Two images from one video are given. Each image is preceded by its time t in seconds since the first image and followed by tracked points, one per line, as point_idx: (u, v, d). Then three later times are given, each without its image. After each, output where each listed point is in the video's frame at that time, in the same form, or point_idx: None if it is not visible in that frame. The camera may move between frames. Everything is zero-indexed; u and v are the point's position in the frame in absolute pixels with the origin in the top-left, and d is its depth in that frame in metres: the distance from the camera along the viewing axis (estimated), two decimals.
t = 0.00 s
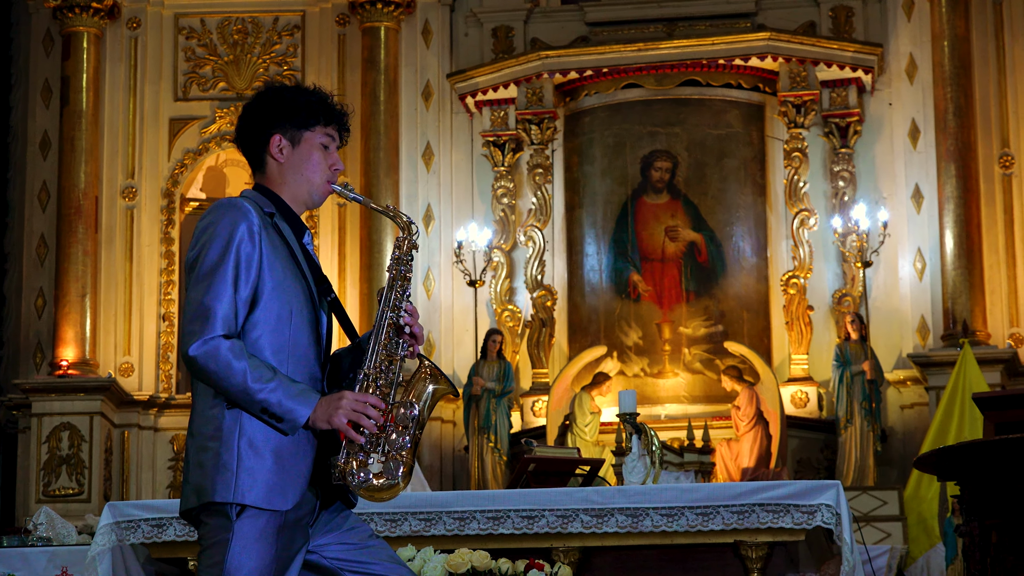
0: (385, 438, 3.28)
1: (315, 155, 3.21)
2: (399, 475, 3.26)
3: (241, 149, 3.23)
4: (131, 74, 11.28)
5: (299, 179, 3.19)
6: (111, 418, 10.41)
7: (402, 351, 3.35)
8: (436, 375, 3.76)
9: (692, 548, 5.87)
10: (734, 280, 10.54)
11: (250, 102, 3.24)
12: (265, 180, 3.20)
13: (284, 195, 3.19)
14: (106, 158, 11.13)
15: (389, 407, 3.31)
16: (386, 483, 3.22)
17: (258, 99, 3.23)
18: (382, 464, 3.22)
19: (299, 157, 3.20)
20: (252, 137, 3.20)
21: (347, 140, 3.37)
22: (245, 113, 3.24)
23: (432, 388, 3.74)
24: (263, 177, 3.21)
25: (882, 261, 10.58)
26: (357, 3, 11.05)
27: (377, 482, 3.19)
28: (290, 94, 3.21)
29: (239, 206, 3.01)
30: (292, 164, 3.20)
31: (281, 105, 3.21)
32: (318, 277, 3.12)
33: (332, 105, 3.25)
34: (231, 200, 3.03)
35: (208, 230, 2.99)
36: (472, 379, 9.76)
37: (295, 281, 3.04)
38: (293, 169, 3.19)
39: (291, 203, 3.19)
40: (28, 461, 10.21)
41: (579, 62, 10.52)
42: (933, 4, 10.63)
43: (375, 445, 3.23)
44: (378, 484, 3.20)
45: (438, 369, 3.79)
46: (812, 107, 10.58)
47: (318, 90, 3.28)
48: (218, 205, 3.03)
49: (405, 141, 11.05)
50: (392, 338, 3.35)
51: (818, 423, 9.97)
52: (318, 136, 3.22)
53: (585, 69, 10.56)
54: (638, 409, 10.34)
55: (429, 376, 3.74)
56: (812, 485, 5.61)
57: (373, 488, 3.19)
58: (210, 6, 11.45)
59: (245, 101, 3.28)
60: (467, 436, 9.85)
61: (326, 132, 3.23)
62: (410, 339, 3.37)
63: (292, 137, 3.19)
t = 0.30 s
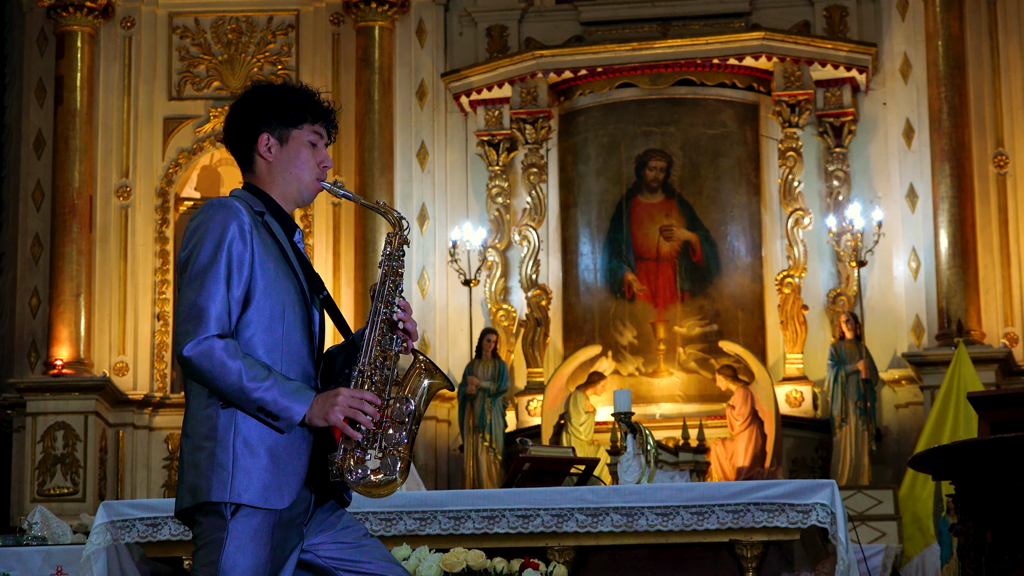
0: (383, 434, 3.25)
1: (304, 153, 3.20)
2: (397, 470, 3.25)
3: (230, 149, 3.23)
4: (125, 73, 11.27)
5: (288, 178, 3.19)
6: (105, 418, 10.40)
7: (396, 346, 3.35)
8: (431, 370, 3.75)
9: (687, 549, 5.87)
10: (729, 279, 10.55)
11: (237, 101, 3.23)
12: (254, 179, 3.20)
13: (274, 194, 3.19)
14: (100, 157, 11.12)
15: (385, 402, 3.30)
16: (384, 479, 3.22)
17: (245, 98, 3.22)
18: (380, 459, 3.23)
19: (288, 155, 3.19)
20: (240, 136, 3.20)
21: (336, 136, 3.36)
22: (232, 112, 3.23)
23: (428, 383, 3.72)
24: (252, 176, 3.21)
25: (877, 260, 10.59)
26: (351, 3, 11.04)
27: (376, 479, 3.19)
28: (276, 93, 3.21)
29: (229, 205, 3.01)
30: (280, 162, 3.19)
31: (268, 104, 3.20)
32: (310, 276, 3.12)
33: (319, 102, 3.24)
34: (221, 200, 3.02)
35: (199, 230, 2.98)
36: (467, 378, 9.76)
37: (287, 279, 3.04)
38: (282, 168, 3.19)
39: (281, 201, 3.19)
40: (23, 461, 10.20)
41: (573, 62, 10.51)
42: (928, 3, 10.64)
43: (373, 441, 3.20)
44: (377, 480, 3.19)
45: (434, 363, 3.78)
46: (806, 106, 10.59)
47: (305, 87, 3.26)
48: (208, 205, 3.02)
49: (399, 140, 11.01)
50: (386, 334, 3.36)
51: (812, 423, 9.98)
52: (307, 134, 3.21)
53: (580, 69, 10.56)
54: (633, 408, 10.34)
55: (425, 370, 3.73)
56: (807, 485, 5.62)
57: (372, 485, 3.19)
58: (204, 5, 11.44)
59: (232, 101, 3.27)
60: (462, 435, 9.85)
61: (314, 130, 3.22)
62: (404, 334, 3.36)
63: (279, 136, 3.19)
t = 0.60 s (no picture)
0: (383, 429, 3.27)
1: (296, 152, 3.19)
2: (399, 465, 3.28)
3: (221, 149, 3.23)
4: (123, 73, 11.27)
5: (281, 177, 3.19)
6: (102, 417, 10.39)
7: (394, 341, 3.36)
8: (431, 363, 3.73)
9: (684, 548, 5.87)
10: (726, 279, 10.54)
11: (227, 101, 3.23)
12: (247, 179, 3.19)
13: (267, 193, 3.18)
14: (97, 157, 11.11)
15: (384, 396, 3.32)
16: (386, 474, 3.26)
17: (235, 98, 3.21)
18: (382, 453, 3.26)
19: (280, 154, 3.19)
20: (233, 136, 3.19)
21: (326, 135, 3.35)
22: (223, 112, 3.23)
23: (429, 376, 3.70)
24: (244, 175, 3.20)
25: (874, 259, 10.60)
26: (349, 2, 11.03)
27: (377, 473, 3.24)
28: (267, 92, 3.20)
29: (223, 205, 3.01)
30: (273, 161, 3.19)
31: (259, 103, 3.20)
32: (304, 274, 3.12)
33: (309, 101, 3.23)
34: (215, 200, 3.02)
35: (193, 231, 2.98)
36: (464, 378, 9.75)
37: (281, 278, 3.04)
38: (274, 167, 3.19)
39: (273, 200, 3.19)
40: (20, 461, 10.19)
41: (571, 61, 10.52)
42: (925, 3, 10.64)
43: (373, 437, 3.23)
44: (379, 474, 3.24)
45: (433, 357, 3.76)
46: (804, 106, 10.60)
47: (296, 86, 3.26)
48: (201, 205, 3.02)
49: (397, 140, 11.01)
50: (384, 328, 3.36)
51: (809, 422, 9.99)
52: (298, 132, 3.20)
53: (577, 68, 10.56)
54: (630, 408, 10.34)
55: (425, 363, 3.71)
56: (803, 485, 5.62)
57: (374, 479, 3.25)
58: (202, 4, 11.43)
59: (223, 101, 3.27)
60: (459, 434, 9.85)
61: (305, 128, 3.22)
62: (402, 329, 3.38)
63: (271, 135, 3.18)
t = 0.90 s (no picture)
0: (376, 423, 3.33)
1: (279, 150, 3.19)
2: (393, 459, 3.34)
3: (204, 148, 3.21)
4: (112, 72, 11.25)
5: (265, 175, 3.18)
6: (90, 416, 10.36)
7: (383, 334, 3.36)
8: (422, 356, 3.75)
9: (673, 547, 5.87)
10: (715, 278, 10.55)
11: (209, 101, 3.22)
12: (231, 178, 3.18)
13: (251, 191, 3.17)
14: (86, 156, 11.08)
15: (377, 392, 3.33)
16: (380, 467, 3.34)
17: (217, 97, 3.20)
18: (376, 447, 3.34)
19: (264, 152, 3.18)
20: (216, 135, 3.18)
21: (308, 132, 3.34)
22: (205, 112, 3.22)
23: (420, 369, 3.72)
24: (228, 174, 3.19)
25: (862, 259, 10.61)
26: (338, 1, 11.00)
27: (372, 468, 3.33)
28: (249, 92, 3.20)
29: (209, 204, 3.00)
30: (257, 160, 3.18)
31: (241, 102, 3.19)
32: (291, 272, 3.11)
33: (291, 99, 3.23)
34: (200, 200, 3.00)
35: (179, 230, 2.97)
36: (453, 377, 9.74)
37: (268, 277, 3.03)
38: (258, 165, 3.18)
39: (258, 198, 3.17)
40: (8, 459, 10.16)
41: (560, 60, 10.52)
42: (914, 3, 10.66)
43: (368, 431, 3.32)
44: (373, 468, 3.33)
45: (422, 349, 3.76)
46: (793, 106, 10.61)
47: (277, 85, 3.25)
48: (187, 204, 3.00)
49: (387, 139, 10.93)
50: (372, 322, 3.36)
51: (797, 422, 9.99)
52: (282, 130, 3.20)
53: (566, 68, 10.56)
54: (619, 407, 10.34)
55: (415, 357, 3.73)
56: (792, 484, 5.62)
57: (369, 472, 3.34)
58: (191, 3, 11.40)
59: (205, 101, 3.25)
60: (447, 434, 9.83)
61: (288, 126, 3.21)
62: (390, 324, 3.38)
63: (255, 133, 3.17)
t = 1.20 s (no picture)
0: (363, 420, 3.30)
1: (260, 149, 3.17)
2: (381, 457, 3.30)
3: (184, 149, 3.19)
4: (97, 71, 11.19)
5: (246, 175, 3.16)
6: (74, 416, 10.32)
7: (368, 331, 3.34)
8: (408, 352, 3.72)
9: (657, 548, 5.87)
10: (700, 279, 10.55)
11: (188, 102, 3.19)
12: (212, 178, 3.16)
13: (233, 191, 3.15)
14: (71, 155, 11.02)
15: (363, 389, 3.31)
16: (369, 465, 3.29)
17: (196, 98, 3.18)
18: (364, 444, 3.30)
19: (244, 152, 3.16)
20: (196, 136, 3.16)
21: (288, 132, 3.32)
22: (184, 113, 3.19)
23: (405, 365, 3.69)
24: (208, 174, 3.17)
25: (847, 260, 10.63)
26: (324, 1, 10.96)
27: (361, 465, 3.28)
28: (227, 92, 3.18)
29: (191, 204, 2.97)
30: (237, 160, 3.16)
31: (219, 102, 3.16)
32: (274, 271, 3.09)
33: (270, 97, 3.21)
34: (182, 200, 2.98)
35: (162, 231, 2.94)
36: (438, 377, 9.69)
37: (251, 277, 3.01)
38: (239, 165, 3.15)
39: (240, 198, 3.15)
40: None
41: (545, 61, 10.51)
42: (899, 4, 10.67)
43: (355, 428, 3.29)
44: (361, 466, 3.28)
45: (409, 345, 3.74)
46: (778, 107, 10.62)
47: (256, 85, 3.23)
48: (169, 205, 2.98)
49: (372, 139, 10.95)
50: (358, 319, 3.34)
51: (782, 423, 9.99)
52: (262, 129, 3.17)
53: (552, 68, 10.54)
54: (604, 407, 10.33)
55: (399, 353, 3.70)
56: (776, 485, 5.60)
57: (358, 470, 3.28)
58: (176, 2, 11.36)
59: (183, 102, 3.23)
60: (432, 434, 9.82)
61: (268, 125, 3.19)
62: (376, 320, 3.37)
63: (235, 133, 3.15)
